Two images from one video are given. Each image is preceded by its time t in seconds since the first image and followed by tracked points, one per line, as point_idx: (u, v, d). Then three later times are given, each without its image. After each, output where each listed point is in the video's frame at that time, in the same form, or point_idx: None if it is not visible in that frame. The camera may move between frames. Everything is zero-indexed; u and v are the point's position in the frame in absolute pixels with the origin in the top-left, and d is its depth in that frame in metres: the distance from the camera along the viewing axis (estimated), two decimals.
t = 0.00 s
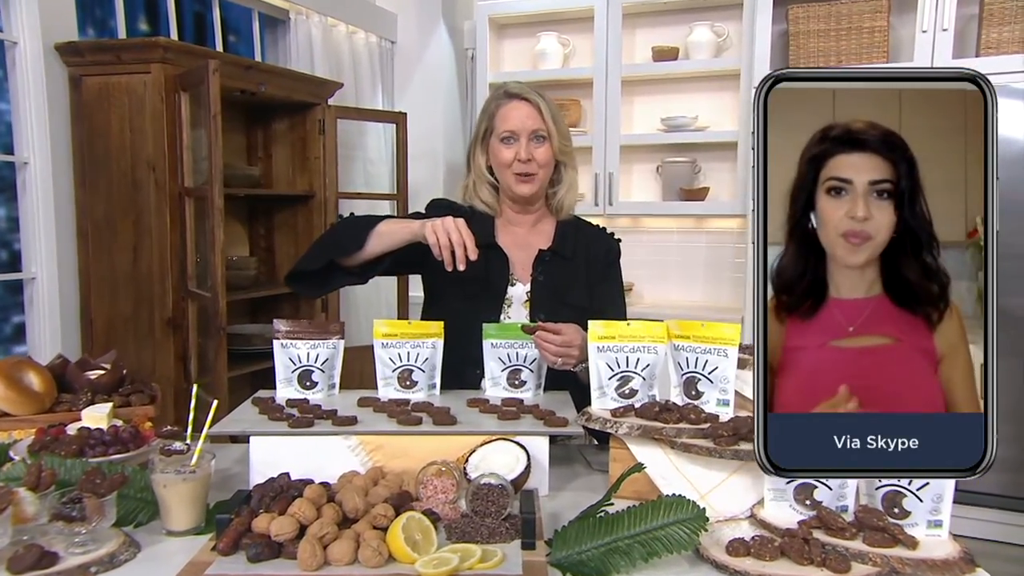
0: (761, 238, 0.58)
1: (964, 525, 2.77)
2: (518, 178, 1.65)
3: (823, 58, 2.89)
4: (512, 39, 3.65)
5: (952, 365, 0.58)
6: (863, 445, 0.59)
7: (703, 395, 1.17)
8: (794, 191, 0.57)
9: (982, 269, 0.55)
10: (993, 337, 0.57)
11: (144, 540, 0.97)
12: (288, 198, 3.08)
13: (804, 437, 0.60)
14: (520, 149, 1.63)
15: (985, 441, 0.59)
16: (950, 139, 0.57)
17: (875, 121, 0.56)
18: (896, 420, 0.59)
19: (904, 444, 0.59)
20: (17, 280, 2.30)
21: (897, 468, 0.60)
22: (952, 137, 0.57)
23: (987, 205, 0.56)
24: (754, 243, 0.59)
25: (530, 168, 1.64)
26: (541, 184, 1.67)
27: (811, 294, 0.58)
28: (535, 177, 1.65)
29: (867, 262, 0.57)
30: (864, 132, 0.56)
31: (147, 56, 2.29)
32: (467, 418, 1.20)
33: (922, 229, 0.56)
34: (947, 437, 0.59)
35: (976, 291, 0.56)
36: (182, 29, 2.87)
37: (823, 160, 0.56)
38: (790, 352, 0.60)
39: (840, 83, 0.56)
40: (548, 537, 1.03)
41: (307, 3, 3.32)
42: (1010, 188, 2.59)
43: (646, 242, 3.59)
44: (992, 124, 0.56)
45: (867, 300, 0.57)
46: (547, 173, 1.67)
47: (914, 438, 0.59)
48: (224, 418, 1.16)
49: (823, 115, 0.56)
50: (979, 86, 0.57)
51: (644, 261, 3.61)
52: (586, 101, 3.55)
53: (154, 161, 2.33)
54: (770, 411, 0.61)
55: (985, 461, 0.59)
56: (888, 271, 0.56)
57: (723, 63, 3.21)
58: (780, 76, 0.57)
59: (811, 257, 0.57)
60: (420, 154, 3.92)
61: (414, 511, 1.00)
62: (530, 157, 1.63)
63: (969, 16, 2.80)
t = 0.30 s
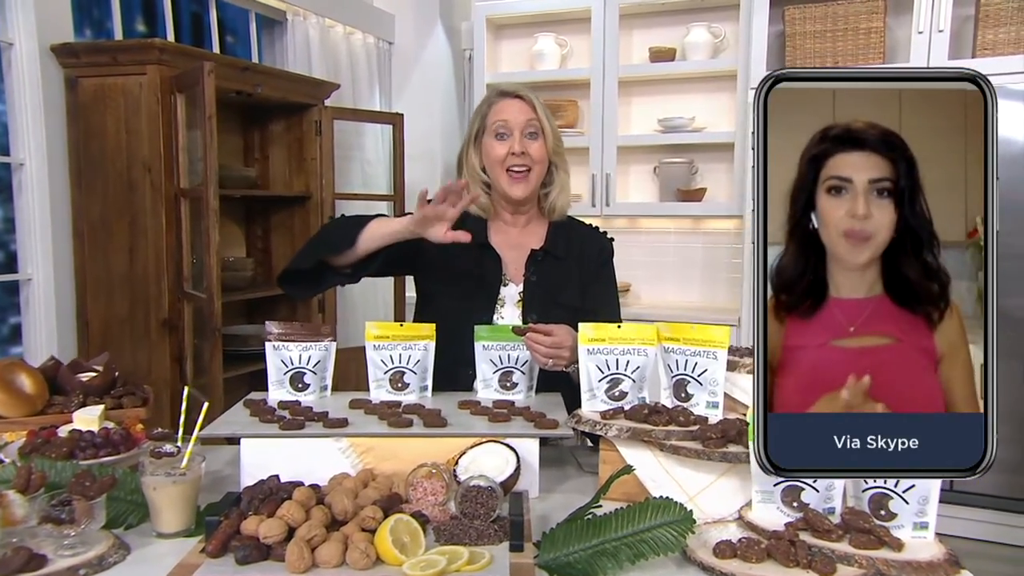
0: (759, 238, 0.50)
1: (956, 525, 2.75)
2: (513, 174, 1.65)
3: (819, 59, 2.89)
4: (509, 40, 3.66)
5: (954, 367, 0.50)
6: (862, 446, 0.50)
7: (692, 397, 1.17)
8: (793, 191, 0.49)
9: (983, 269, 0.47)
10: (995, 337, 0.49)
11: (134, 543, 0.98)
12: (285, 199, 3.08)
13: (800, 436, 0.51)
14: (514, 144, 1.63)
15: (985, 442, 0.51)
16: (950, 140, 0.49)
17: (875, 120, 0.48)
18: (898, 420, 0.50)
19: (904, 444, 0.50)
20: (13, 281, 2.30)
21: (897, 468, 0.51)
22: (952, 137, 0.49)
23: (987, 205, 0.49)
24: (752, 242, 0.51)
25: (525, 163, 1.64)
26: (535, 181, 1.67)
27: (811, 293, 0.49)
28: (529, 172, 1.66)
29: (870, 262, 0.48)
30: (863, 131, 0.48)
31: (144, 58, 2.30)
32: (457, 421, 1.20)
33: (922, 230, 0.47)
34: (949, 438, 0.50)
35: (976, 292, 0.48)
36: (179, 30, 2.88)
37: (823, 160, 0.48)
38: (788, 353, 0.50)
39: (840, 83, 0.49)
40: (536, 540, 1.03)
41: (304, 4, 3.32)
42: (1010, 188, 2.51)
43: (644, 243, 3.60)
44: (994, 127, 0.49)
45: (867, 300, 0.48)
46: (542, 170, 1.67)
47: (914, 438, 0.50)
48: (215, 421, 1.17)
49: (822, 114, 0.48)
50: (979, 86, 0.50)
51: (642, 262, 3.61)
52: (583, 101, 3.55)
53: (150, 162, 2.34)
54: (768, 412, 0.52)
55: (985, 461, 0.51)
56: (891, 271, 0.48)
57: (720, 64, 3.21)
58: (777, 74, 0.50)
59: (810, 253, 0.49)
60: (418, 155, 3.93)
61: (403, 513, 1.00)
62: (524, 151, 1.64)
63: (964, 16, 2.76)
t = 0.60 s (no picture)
0: (759, 238, 0.48)
1: (949, 525, 2.56)
2: (507, 181, 1.65)
3: (817, 60, 2.89)
4: (509, 41, 3.66)
5: (952, 366, 0.47)
6: (862, 446, 0.47)
7: (683, 400, 1.18)
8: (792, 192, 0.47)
9: (983, 269, 0.45)
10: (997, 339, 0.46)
11: (125, 544, 0.98)
12: (284, 199, 3.09)
13: (800, 436, 0.48)
14: (508, 152, 1.63)
15: (986, 442, 0.48)
16: (950, 141, 0.47)
17: (875, 121, 0.46)
18: (900, 420, 0.47)
19: (904, 445, 0.47)
20: (12, 282, 2.31)
21: (896, 470, 0.48)
22: (952, 138, 0.47)
23: (988, 205, 0.47)
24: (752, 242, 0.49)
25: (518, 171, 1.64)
26: (529, 187, 1.67)
27: (812, 291, 0.47)
28: (523, 179, 1.66)
29: (871, 260, 0.46)
30: (863, 131, 0.46)
31: (141, 59, 2.31)
32: (450, 423, 1.20)
33: (922, 229, 0.45)
34: (950, 438, 0.48)
35: (976, 292, 0.45)
36: (178, 32, 2.89)
37: (823, 160, 0.46)
38: (788, 354, 0.48)
39: (840, 83, 0.47)
40: (525, 542, 1.04)
41: (303, 5, 3.33)
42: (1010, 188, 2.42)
43: (643, 243, 3.60)
44: (995, 128, 0.47)
45: (867, 300, 0.46)
46: (536, 177, 1.68)
47: (914, 438, 0.47)
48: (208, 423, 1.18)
49: (821, 116, 0.46)
50: (979, 86, 0.47)
51: (640, 262, 3.62)
52: (581, 103, 3.54)
53: (148, 164, 2.35)
54: (768, 411, 0.49)
55: (986, 462, 0.48)
56: (892, 271, 0.46)
57: (719, 65, 3.22)
58: (777, 75, 0.48)
59: (810, 252, 0.47)
60: (418, 155, 3.95)
61: (393, 515, 1.01)
62: (517, 159, 1.64)
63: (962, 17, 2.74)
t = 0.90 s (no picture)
0: (758, 237, 0.46)
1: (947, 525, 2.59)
2: (500, 180, 1.65)
3: (817, 61, 2.89)
4: (509, 42, 3.67)
5: (953, 365, 0.46)
6: (862, 446, 0.46)
7: (675, 402, 1.18)
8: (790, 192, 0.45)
9: (983, 269, 0.43)
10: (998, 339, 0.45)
11: (119, 546, 0.99)
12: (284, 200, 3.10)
13: (801, 436, 0.47)
14: (501, 151, 1.63)
15: (986, 442, 0.46)
16: (950, 140, 0.45)
17: (874, 121, 0.44)
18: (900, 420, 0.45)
19: (904, 445, 0.46)
20: (12, 283, 2.32)
21: (895, 470, 0.46)
22: (951, 138, 0.45)
23: (988, 204, 0.45)
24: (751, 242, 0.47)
25: (511, 170, 1.64)
26: (522, 186, 1.67)
27: (811, 290, 0.45)
28: (516, 178, 1.65)
29: (870, 260, 0.45)
30: (862, 131, 0.44)
31: (141, 61, 2.32)
32: (443, 425, 1.21)
33: (922, 228, 0.44)
34: (950, 438, 0.46)
35: (976, 292, 0.44)
36: (179, 34, 2.90)
37: (822, 159, 0.44)
38: (787, 355, 0.46)
39: (840, 82, 0.45)
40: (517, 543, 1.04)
41: (303, 7, 3.34)
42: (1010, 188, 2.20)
43: (643, 244, 3.60)
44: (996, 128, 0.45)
45: (866, 301, 0.45)
46: (528, 176, 1.68)
47: (914, 438, 0.46)
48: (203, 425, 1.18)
49: (820, 115, 0.45)
50: (980, 86, 0.46)
51: (641, 263, 3.62)
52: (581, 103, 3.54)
53: (148, 165, 2.35)
54: (768, 411, 0.47)
55: (986, 462, 0.46)
56: (892, 270, 0.44)
57: (718, 66, 3.22)
58: (776, 74, 0.46)
59: (809, 251, 0.45)
60: (418, 156, 3.96)
61: (385, 516, 1.01)
62: (510, 158, 1.64)
63: (962, 18, 2.74)
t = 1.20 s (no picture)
0: (758, 238, 0.47)
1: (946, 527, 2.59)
2: (496, 181, 1.65)
3: (817, 61, 2.88)
4: (509, 43, 3.67)
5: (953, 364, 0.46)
6: (862, 446, 0.46)
7: (669, 404, 1.18)
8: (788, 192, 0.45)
9: (983, 269, 0.44)
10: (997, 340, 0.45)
11: (114, 547, 1.00)
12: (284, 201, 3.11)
13: (801, 436, 0.46)
14: (497, 152, 1.64)
15: (986, 442, 0.46)
16: (950, 140, 0.45)
17: (874, 120, 0.44)
18: (900, 420, 0.45)
19: (903, 445, 0.45)
20: (13, 283, 2.33)
21: (896, 470, 0.46)
22: (952, 137, 0.45)
23: (989, 204, 0.45)
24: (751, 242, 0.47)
25: (507, 170, 1.65)
26: (518, 186, 1.67)
27: (810, 291, 0.45)
28: (512, 178, 1.66)
29: (869, 262, 0.45)
30: (860, 132, 0.44)
31: (141, 63, 2.33)
32: (438, 426, 1.21)
33: (921, 228, 0.44)
34: (951, 438, 0.46)
35: (976, 292, 0.44)
36: (179, 35, 2.91)
37: (820, 160, 0.45)
38: (787, 357, 0.47)
39: (840, 82, 0.45)
40: (509, 544, 1.04)
41: (303, 8, 3.35)
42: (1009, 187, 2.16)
43: (643, 245, 3.60)
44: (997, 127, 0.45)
45: (865, 302, 0.45)
46: (525, 176, 1.68)
47: (914, 438, 0.46)
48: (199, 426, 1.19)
49: (819, 114, 0.45)
50: (980, 86, 0.46)
51: (641, 263, 3.63)
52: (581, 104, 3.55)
53: (148, 166, 2.36)
54: (768, 411, 0.47)
55: (986, 462, 0.46)
56: (892, 271, 0.44)
57: (718, 66, 3.22)
58: (776, 74, 0.46)
59: (808, 251, 0.45)
60: (418, 156, 3.97)
61: (377, 518, 1.02)
62: (506, 159, 1.64)
63: (962, 19, 2.73)
